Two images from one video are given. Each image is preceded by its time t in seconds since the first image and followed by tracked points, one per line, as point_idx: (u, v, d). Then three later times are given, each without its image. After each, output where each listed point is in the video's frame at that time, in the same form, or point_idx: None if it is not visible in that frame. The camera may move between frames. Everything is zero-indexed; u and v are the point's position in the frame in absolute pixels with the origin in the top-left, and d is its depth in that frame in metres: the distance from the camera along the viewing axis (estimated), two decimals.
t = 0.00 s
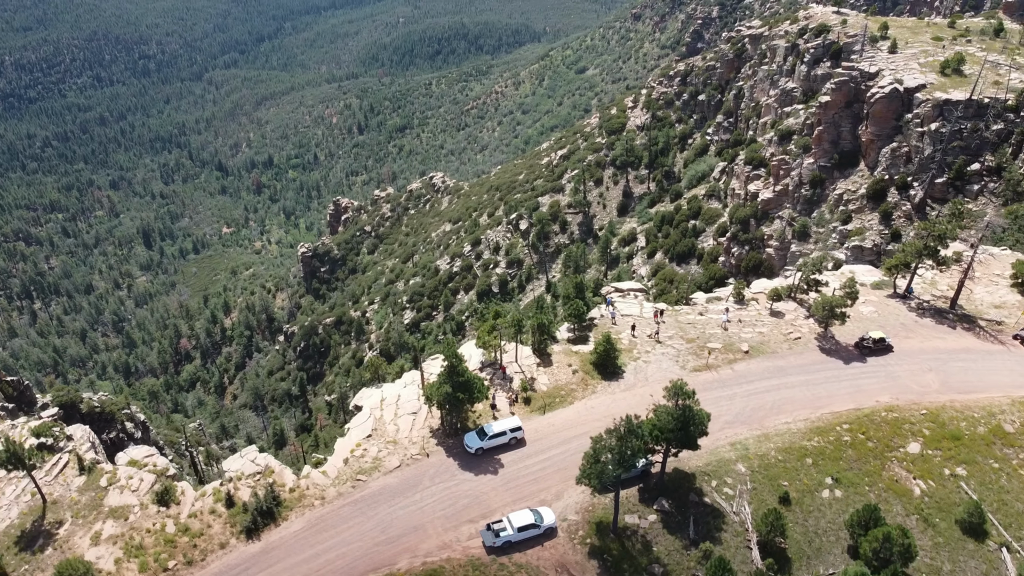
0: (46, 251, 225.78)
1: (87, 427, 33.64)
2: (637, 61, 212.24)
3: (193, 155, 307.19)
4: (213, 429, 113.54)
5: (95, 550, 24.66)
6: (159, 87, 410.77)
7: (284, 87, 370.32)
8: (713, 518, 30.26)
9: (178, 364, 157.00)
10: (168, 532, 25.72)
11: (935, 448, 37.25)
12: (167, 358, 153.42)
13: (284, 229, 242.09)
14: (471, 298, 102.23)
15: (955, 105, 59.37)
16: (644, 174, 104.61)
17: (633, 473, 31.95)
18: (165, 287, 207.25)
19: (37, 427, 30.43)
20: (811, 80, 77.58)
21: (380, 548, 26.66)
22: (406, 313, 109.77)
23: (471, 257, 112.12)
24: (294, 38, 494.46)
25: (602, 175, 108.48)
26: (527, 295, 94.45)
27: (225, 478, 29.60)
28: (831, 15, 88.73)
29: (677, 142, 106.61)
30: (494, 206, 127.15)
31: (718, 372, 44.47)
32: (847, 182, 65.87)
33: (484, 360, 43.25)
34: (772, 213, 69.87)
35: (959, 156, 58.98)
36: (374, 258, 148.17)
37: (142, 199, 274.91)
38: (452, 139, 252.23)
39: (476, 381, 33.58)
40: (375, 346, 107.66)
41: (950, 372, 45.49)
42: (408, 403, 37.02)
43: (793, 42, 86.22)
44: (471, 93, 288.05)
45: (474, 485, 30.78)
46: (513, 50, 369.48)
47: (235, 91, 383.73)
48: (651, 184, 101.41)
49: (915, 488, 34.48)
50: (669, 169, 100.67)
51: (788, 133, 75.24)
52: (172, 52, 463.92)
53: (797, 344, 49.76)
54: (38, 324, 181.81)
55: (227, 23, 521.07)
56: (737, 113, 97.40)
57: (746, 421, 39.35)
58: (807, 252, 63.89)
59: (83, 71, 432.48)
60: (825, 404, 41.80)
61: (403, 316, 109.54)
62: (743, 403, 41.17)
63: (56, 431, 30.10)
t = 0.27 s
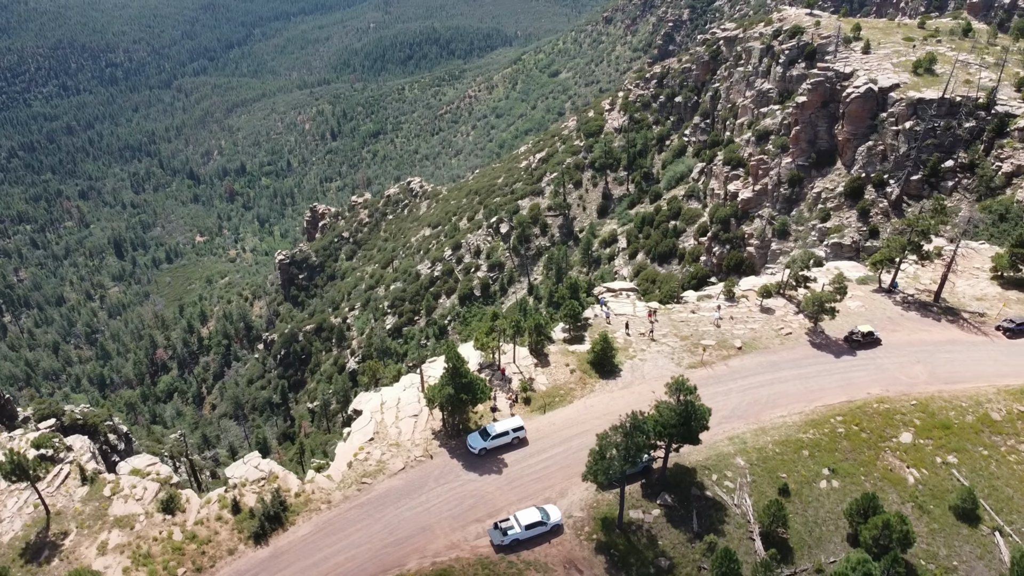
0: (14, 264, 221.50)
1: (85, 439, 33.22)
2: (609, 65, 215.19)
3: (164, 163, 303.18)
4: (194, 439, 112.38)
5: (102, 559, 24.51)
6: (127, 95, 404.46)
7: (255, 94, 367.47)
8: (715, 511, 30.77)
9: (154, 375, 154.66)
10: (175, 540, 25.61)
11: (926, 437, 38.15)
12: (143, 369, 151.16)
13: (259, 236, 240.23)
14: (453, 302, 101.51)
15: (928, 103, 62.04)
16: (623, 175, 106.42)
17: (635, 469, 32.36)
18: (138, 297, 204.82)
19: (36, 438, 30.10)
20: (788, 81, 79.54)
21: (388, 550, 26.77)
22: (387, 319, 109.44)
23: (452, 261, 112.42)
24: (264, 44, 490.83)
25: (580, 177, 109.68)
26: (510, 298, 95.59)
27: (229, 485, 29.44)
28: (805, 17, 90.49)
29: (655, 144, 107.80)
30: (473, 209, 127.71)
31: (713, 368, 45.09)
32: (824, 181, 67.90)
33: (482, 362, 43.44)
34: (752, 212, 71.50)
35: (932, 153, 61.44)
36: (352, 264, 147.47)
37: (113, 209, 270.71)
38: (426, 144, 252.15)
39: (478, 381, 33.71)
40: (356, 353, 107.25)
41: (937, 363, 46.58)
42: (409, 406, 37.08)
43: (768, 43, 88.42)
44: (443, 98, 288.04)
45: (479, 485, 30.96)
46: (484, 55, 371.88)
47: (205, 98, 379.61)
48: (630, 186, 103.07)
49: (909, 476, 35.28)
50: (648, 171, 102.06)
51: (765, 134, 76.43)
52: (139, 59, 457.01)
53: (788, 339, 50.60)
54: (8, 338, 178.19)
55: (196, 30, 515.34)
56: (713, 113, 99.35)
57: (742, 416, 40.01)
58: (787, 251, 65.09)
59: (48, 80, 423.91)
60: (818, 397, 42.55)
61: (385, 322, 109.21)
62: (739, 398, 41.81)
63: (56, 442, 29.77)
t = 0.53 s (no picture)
0: None
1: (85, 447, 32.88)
2: (583, 68, 216.98)
3: (135, 172, 298.72)
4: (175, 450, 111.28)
5: (111, 569, 24.49)
6: (94, 104, 397.62)
7: (227, 101, 363.82)
8: (717, 504, 31.28)
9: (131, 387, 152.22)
10: (184, 547, 25.66)
11: (918, 427, 38.99)
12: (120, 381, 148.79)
13: (234, 244, 238.22)
14: (436, 306, 102.55)
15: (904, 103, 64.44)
16: (603, 178, 107.74)
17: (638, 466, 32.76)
18: (112, 308, 202.26)
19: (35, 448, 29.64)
20: (765, 82, 82.93)
21: (398, 551, 26.94)
22: (369, 324, 109.18)
23: (434, 266, 111.88)
24: (234, 51, 486.16)
25: (561, 179, 111.26)
26: (493, 301, 97.36)
27: (234, 490, 29.32)
28: (780, 19, 93.57)
29: (635, 146, 110.58)
30: (454, 213, 128.15)
31: (709, 365, 45.71)
32: (804, 179, 69.10)
33: (481, 363, 43.59)
34: (733, 211, 72.75)
35: (908, 151, 63.46)
36: (332, 271, 147.06)
37: (84, 219, 266.30)
38: (402, 149, 251.86)
39: (481, 383, 33.88)
40: (338, 361, 106.51)
41: (925, 355, 47.62)
42: (411, 408, 37.15)
43: (745, 45, 91.30)
44: (417, 103, 287.75)
45: (484, 485, 31.17)
46: (457, 59, 372.53)
47: (175, 106, 374.94)
48: (610, 188, 104.82)
49: (904, 465, 36.04)
50: (628, 173, 104.32)
51: (744, 134, 79.60)
52: (107, 67, 449.74)
53: (780, 335, 51.40)
54: None
55: (165, 37, 508.48)
56: (691, 115, 101.82)
57: (738, 411, 40.61)
58: (768, 249, 66.46)
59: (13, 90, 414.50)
60: (812, 391, 43.26)
61: (368, 327, 108.85)
62: (735, 393, 42.46)
63: (56, 451, 29.31)
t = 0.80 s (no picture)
0: None
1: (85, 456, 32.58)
2: (557, 72, 219.58)
3: (107, 181, 294.10)
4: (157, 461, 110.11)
5: None
6: (63, 112, 390.55)
7: (199, 107, 360.11)
8: (719, 498, 31.76)
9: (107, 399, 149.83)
10: (193, 554, 25.71)
11: (910, 419, 39.86)
12: (96, 393, 146.47)
13: (209, 252, 236.62)
14: (419, 311, 103.76)
15: (880, 103, 67.46)
16: (584, 180, 110.19)
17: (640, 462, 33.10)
18: (86, 319, 199.60)
19: (35, 459, 29.30)
20: (742, 85, 85.56)
21: (408, 552, 27.09)
22: (353, 330, 109.93)
23: (417, 270, 113.09)
24: (205, 58, 480.91)
25: (542, 183, 113.23)
26: (476, 305, 97.95)
27: (239, 496, 29.23)
28: (755, 23, 96.90)
29: (615, 148, 111.71)
30: (435, 218, 128.81)
31: (704, 362, 46.33)
32: (784, 179, 72.12)
33: (480, 365, 43.69)
34: (716, 211, 74.76)
35: (884, 150, 66.55)
36: (312, 277, 146.71)
37: (54, 230, 261.68)
38: (377, 155, 251.53)
39: (483, 384, 34.05)
40: (323, 365, 107.80)
41: (913, 348, 48.70)
42: (412, 411, 37.17)
43: (721, 48, 93.67)
44: (393, 108, 287.30)
45: (489, 485, 31.39)
46: (431, 64, 374.14)
47: (146, 113, 370.15)
48: (591, 190, 106.47)
49: (898, 456, 36.84)
50: (608, 176, 105.14)
51: (724, 135, 81.60)
52: (76, 75, 441.89)
53: (773, 331, 52.19)
54: None
55: (134, 44, 501.52)
56: (671, 117, 103.66)
57: (735, 407, 41.26)
58: (750, 248, 68.22)
59: None
60: (806, 386, 44.01)
61: (350, 333, 109.14)
62: (732, 390, 43.10)
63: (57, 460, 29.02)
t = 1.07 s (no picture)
0: None
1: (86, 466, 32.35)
2: (532, 76, 221.62)
3: (78, 191, 289.27)
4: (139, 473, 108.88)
5: None
6: (30, 121, 383.13)
7: (171, 114, 355.90)
8: (722, 492, 32.27)
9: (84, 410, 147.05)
10: (203, 561, 25.77)
11: (902, 411, 40.72)
12: (73, 406, 144.06)
13: (185, 261, 234.59)
14: (402, 315, 104.56)
15: (857, 103, 69.68)
16: (565, 182, 111.50)
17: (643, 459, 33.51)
18: (60, 330, 196.86)
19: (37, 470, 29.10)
20: (721, 85, 87.24)
21: (418, 553, 27.29)
22: (336, 336, 110.22)
23: (399, 274, 113.09)
24: (176, 64, 474.53)
25: (524, 185, 114.72)
26: (461, 308, 99.43)
27: (245, 503, 29.20)
28: (733, 24, 98.56)
29: (596, 150, 113.83)
30: (416, 222, 129.24)
31: (700, 360, 46.93)
32: (764, 179, 73.50)
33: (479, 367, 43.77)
34: (699, 212, 76.55)
35: (862, 149, 69.03)
36: (292, 284, 146.11)
37: (25, 240, 256.86)
38: (353, 160, 250.73)
39: (487, 385, 34.29)
40: (306, 372, 107.81)
41: (902, 341, 49.73)
42: (414, 414, 37.25)
43: (700, 50, 95.27)
44: (368, 113, 285.54)
45: (495, 484, 31.62)
46: (406, 69, 374.77)
47: (117, 121, 364.86)
48: (573, 193, 108.06)
49: (892, 447, 37.63)
50: (590, 177, 107.67)
51: (705, 136, 83.85)
52: (43, 82, 433.64)
53: (765, 328, 52.99)
54: None
55: (103, 51, 493.84)
56: (650, 120, 105.66)
57: (732, 403, 41.84)
58: (734, 247, 70.11)
59: None
60: (799, 381, 44.76)
61: (334, 340, 109.45)
62: (729, 386, 43.73)
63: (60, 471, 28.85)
